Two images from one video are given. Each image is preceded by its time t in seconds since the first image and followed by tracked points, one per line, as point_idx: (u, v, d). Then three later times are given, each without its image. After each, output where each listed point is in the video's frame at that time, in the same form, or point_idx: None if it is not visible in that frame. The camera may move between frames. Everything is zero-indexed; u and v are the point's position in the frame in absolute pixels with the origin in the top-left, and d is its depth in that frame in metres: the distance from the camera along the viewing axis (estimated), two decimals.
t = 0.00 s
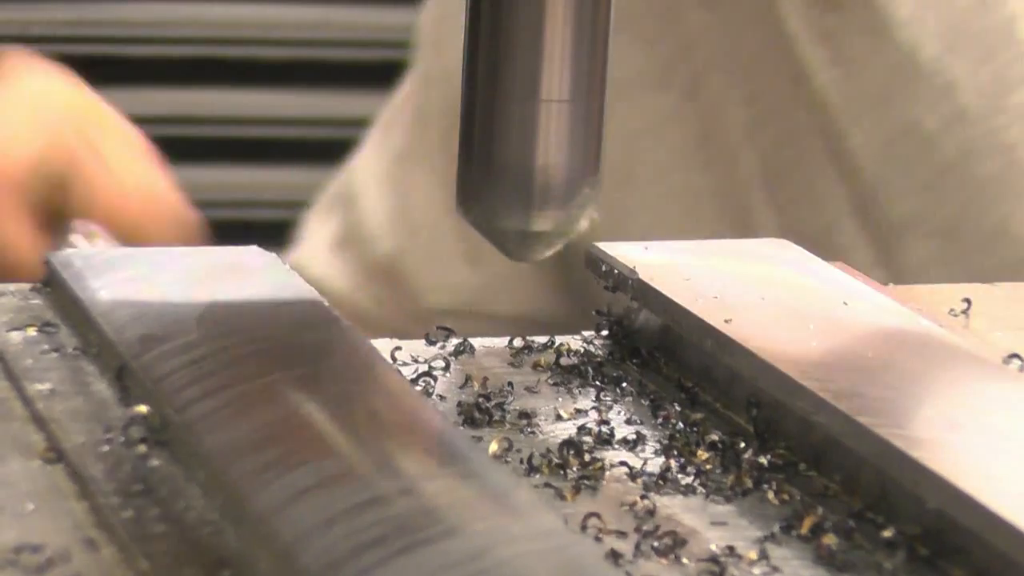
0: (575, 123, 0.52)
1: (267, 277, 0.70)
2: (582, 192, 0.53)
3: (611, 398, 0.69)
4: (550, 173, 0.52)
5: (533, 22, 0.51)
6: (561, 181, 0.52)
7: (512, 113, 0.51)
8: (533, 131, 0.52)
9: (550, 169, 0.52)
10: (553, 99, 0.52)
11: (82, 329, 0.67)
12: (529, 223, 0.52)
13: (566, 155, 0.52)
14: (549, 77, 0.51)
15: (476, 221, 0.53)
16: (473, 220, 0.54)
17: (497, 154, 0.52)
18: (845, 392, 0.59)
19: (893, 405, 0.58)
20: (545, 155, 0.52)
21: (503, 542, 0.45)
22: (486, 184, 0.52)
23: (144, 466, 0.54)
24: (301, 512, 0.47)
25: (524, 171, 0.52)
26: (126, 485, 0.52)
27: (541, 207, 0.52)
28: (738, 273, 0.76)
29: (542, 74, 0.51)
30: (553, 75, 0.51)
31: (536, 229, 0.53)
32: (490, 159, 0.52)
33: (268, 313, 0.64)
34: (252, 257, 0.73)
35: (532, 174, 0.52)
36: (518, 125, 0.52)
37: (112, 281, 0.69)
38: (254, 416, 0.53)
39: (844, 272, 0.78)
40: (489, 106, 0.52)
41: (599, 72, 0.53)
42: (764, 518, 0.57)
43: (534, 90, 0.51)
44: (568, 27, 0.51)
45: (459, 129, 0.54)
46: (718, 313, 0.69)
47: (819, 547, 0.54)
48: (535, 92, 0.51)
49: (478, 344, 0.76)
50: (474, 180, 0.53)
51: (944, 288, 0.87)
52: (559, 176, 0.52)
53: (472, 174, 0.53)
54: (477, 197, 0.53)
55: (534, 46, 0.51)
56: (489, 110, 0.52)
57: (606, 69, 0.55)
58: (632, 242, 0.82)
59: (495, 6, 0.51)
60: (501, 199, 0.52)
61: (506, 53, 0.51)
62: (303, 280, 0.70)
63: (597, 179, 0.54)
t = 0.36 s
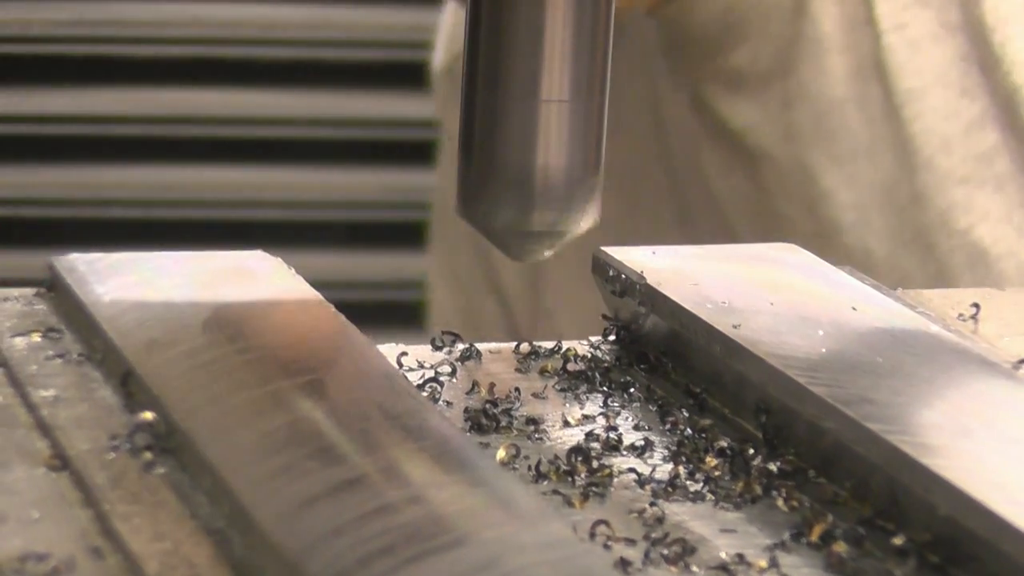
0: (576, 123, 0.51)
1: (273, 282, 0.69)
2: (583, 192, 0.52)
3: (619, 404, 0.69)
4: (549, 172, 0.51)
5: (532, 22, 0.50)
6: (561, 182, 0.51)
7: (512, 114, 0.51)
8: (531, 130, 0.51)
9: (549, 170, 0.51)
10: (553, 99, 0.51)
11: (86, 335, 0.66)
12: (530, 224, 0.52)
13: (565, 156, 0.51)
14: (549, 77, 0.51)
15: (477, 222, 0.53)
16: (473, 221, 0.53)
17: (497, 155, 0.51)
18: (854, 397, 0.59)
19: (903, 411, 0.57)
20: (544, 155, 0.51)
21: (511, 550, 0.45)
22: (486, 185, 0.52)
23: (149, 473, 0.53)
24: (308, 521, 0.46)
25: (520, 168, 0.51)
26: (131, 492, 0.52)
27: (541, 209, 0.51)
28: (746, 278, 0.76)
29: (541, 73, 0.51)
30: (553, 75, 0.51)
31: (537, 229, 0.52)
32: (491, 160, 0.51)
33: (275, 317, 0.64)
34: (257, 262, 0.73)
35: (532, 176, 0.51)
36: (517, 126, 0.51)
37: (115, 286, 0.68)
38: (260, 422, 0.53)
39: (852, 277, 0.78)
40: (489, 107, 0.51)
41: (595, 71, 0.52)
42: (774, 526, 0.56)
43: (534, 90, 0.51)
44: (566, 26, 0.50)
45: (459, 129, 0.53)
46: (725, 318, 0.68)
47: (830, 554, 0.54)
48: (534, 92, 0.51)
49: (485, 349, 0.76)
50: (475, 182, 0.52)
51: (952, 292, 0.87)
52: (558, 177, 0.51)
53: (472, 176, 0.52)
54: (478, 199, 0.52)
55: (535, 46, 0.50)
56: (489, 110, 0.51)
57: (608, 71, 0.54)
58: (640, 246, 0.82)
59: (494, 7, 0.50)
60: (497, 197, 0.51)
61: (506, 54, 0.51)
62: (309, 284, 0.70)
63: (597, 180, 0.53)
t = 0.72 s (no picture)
0: (575, 124, 0.51)
1: (272, 283, 0.69)
2: (582, 192, 0.52)
3: (618, 405, 0.69)
4: (549, 172, 0.51)
5: (532, 22, 0.50)
6: (560, 183, 0.51)
7: (512, 115, 0.51)
8: (531, 130, 0.51)
9: (549, 171, 0.51)
10: (552, 99, 0.51)
11: (85, 336, 0.66)
12: (530, 224, 0.51)
13: (565, 156, 0.51)
14: (548, 77, 0.50)
15: (477, 222, 0.53)
16: (472, 221, 0.53)
17: (496, 156, 0.51)
18: (854, 398, 0.59)
19: (902, 412, 0.57)
20: (544, 156, 0.51)
21: (511, 550, 0.45)
22: (486, 185, 0.51)
23: (147, 473, 0.53)
24: (307, 521, 0.46)
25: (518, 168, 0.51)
26: (130, 493, 0.52)
27: (541, 209, 0.51)
28: (745, 278, 0.76)
29: (541, 73, 0.50)
30: (553, 75, 0.50)
31: (537, 229, 0.52)
32: (491, 161, 0.51)
33: (275, 318, 0.64)
34: (256, 263, 0.73)
35: (532, 176, 0.51)
36: (517, 126, 0.51)
37: (114, 286, 0.68)
38: (258, 423, 0.53)
39: (852, 277, 0.78)
40: (488, 106, 0.51)
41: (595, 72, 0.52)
42: (773, 526, 0.56)
43: (534, 90, 0.50)
44: (566, 26, 0.50)
45: (459, 129, 0.53)
46: (725, 319, 0.68)
47: (829, 555, 0.54)
48: (534, 92, 0.50)
49: (483, 349, 0.76)
50: (474, 183, 0.52)
51: (951, 293, 0.87)
52: (558, 177, 0.51)
53: (472, 177, 0.52)
54: (477, 199, 0.52)
55: (535, 46, 0.50)
56: (488, 111, 0.51)
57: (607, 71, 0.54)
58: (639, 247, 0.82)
59: (494, 8, 0.50)
60: (493, 200, 0.51)
61: (506, 55, 0.50)
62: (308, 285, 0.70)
63: (596, 180, 0.53)
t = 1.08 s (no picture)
0: (575, 125, 0.51)
1: (271, 283, 0.69)
2: (582, 191, 0.52)
3: (616, 405, 0.69)
4: (549, 173, 0.51)
5: (531, 22, 0.49)
6: (560, 184, 0.51)
7: (512, 116, 0.50)
8: (533, 131, 0.50)
9: (549, 171, 0.51)
10: (552, 100, 0.50)
11: (84, 336, 0.66)
12: (530, 225, 0.51)
13: (565, 156, 0.51)
14: (549, 77, 0.50)
15: (477, 221, 0.53)
16: (472, 221, 0.53)
17: (496, 157, 0.51)
18: (852, 399, 0.59)
19: (903, 412, 0.57)
20: (544, 156, 0.51)
21: (511, 551, 0.45)
22: (486, 184, 0.51)
23: (146, 474, 0.53)
24: (306, 521, 0.46)
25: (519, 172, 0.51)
26: (130, 494, 0.52)
27: (541, 210, 0.51)
28: (745, 278, 0.76)
29: (541, 74, 0.50)
30: (553, 75, 0.50)
31: (538, 230, 0.52)
32: (491, 161, 0.51)
33: (274, 319, 0.64)
34: (255, 263, 0.73)
35: (532, 177, 0.51)
36: (517, 127, 0.50)
37: (113, 286, 0.68)
38: (257, 424, 0.53)
39: (851, 277, 0.78)
40: (488, 107, 0.51)
41: (597, 72, 0.51)
42: (772, 527, 0.56)
43: (534, 90, 0.50)
44: (567, 27, 0.50)
45: (459, 128, 0.53)
46: (723, 319, 0.68)
47: (828, 555, 0.54)
48: (534, 92, 0.50)
49: (482, 349, 0.76)
50: (474, 182, 0.52)
51: (950, 294, 0.87)
52: (558, 177, 0.51)
53: (471, 176, 0.52)
54: (477, 198, 0.52)
55: (535, 47, 0.50)
56: (488, 111, 0.51)
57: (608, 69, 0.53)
58: (638, 247, 0.82)
59: (494, 8, 0.50)
60: (494, 200, 0.51)
61: (507, 54, 0.50)
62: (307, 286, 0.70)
63: (597, 179, 0.53)
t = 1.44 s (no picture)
0: (575, 125, 0.51)
1: (271, 283, 0.69)
2: (582, 192, 0.52)
3: (616, 405, 0.69)
4: (548, 174, 0.51)
5: (532, 22, 0.49)
6: (560, 184, 0.51)
7: (511, 116, 0.50)
8: (534, 131, 0.50)
9: (549, 171, 0.51)
10: (552, 100, 0.50)
11: (84, 336, 0.67)
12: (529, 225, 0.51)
13: (565, 156, 0.51)
14: (549, 77, 0.50)
15: (477, 221, 0.53)
16: (472, 221, 0.53)
17: (496, 157, 0.51)
18: (852, 399, 0.59)
19: (903, 413, 0.57)
20: (545, 156, 0.51)
21: (511, 551, 0.45)
22: (486, 184, 0.51)
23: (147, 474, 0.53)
24: (307, 522, 0.46)
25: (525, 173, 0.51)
26: (131, 494, 0.52)
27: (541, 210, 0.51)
28: (745, 278, 0.76)
29: (541, 74, 0.50)
30: (553, 75, 0.50)
31: (537, 230, 0.52)
32: (491, 162, 0.51)
33: (274, 319, 0.64)
34: (255, 263, 0.73)
35: (531, 178, 0.51)
36: (517, 127, 0.50)
37: (112, 286, 0.68)
38: (257, 424, 0.53)
39: (852, 277, 0.78)
40: (488, 107, 0.51)
41: (597, 71, 0.51)
42: (771, 527, 0.56)
43: (533, 90, 0.50)
44: (567, 26, 0.49)
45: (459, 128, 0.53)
46: (723, 320, 0.68)
47: (828, 556, 0.54)
48: (533, 93, 0.50)
49: (482, 349, 0.76)
50: (474, 183, 0.52)
51: (950, 294, 0.87)
52: (558, 178, 0.51)
53: (472, 177, 0.52)
54: (477, 198, 0.52)
55: (535, 46, 0.49)
56: (488, 112, 0.51)
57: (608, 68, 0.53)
58: (637, 248, 0.82)
59: (493, 7, 0.50)
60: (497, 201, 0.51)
61: (507, 54, 0.50)
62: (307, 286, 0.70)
63: (597, 179, 0.52)
